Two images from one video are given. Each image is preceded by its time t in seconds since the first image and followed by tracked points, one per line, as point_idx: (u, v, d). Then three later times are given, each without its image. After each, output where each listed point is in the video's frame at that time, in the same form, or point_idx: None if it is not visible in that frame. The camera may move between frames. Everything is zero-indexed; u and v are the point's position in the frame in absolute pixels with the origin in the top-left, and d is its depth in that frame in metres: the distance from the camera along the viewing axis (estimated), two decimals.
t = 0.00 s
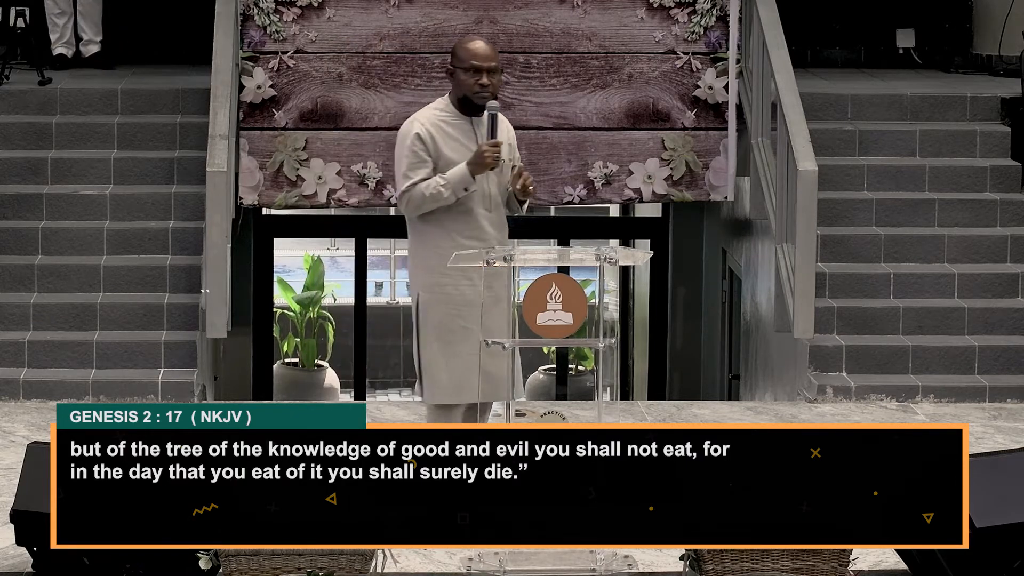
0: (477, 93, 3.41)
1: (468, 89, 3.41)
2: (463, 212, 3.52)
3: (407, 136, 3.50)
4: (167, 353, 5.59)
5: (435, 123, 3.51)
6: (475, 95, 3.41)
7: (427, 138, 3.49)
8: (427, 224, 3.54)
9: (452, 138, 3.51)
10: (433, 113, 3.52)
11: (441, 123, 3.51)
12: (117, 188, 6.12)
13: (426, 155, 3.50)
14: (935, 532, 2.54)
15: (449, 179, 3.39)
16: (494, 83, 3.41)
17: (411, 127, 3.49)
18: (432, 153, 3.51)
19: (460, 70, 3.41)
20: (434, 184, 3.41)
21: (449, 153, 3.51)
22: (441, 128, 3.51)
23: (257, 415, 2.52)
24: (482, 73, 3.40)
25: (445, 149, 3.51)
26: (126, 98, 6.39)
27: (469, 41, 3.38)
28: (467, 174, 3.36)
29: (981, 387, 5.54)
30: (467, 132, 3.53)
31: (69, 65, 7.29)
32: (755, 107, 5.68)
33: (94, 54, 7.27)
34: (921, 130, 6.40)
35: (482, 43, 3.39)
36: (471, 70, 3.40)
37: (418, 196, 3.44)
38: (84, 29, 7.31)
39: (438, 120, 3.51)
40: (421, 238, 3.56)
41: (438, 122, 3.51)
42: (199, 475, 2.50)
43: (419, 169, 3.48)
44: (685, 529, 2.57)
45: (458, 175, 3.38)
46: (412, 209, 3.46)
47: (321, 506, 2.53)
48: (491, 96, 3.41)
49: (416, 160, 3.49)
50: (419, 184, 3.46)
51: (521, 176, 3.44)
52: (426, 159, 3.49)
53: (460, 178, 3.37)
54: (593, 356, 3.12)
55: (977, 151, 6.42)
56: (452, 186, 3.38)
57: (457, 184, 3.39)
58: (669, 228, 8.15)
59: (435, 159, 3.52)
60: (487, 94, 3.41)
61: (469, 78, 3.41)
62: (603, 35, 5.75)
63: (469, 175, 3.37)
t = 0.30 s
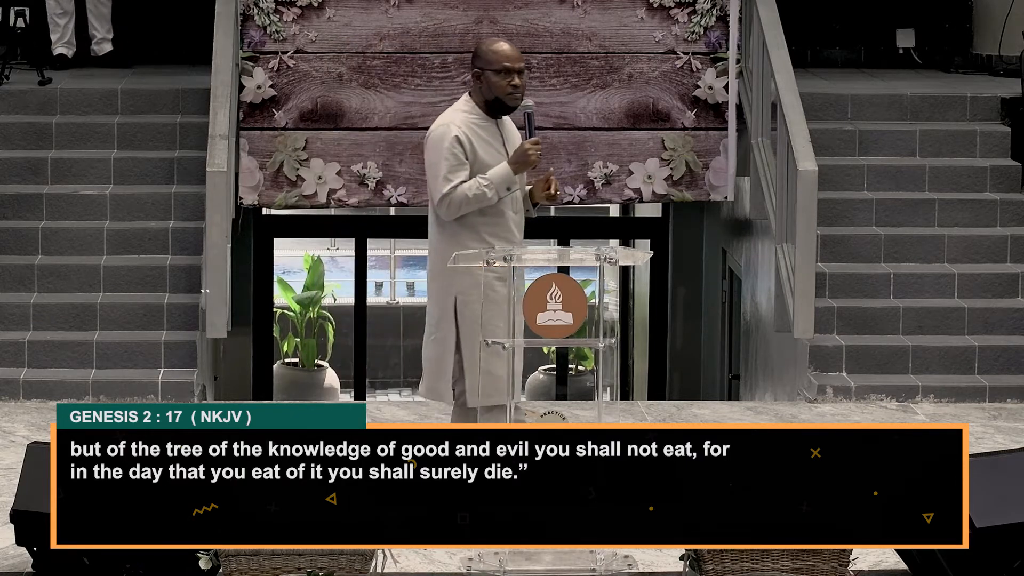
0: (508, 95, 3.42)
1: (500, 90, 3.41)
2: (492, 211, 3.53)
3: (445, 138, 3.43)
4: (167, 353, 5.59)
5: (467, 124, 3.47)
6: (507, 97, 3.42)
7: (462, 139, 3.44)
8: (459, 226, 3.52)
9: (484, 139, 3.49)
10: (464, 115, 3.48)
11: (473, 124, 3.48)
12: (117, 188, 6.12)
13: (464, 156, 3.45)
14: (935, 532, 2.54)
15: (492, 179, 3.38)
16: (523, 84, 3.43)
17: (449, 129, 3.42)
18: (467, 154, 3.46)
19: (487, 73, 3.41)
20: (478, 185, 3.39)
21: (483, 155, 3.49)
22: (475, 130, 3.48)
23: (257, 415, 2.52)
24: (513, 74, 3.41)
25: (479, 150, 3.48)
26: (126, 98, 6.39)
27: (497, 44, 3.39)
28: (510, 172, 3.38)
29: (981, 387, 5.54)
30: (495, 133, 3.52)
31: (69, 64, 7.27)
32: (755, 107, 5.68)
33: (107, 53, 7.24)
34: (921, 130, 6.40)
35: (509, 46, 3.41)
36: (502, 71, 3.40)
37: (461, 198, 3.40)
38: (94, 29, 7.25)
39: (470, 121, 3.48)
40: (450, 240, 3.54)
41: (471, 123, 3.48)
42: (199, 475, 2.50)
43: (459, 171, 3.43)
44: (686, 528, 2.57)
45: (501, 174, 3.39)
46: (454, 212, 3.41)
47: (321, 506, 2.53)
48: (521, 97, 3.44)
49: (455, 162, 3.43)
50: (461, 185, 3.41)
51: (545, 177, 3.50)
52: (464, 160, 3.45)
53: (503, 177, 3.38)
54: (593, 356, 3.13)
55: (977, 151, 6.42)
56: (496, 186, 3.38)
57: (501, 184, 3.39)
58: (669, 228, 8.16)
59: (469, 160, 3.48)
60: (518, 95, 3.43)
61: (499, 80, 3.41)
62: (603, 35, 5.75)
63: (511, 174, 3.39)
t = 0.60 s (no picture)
0: (534, 95, 3.27)
1: (525, 91, 3.26)
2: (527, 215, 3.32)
3: (476, 143, 3.25)
4: (167, 353, 5.59)
5: (497, 129, 3.30)
6: (533, 98, 3.27)
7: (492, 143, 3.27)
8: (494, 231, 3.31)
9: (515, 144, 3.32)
10: (492, 119, 3.31)
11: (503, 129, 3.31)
12: (117, 188, 6.12)
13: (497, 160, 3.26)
14: (935, 532, 2.54)
15: (526, 178, 3.17)
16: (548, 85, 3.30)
17: (479, 134, 3.24)
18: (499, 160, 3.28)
19: (510, 76, 3.27)
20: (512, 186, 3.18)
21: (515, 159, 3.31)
22: (506, 134, 3.31)
23: (257, 415, 2.51)
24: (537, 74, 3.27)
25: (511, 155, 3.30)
26: (126, 98, 6.39)
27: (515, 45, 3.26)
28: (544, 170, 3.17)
29: (981, 387, 5.54)
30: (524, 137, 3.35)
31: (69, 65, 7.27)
32: (755, 107, 5.68)
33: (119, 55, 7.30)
34: (921, 130, 6.40)
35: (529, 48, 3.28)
36: (526, 72, 3.26)
37: (496, 201, 3.20)
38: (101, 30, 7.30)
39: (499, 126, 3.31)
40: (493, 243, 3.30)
41: (500, 128, 3.31)
42: (199, 475, 2.50)
43: (492, 176, 3.25)
44: (686, 529, 2.57)
45: (535, 173, 3.18)
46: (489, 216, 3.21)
47: (321, 507, 2.53)
48: (547, 97, 3.29)
49: (488, 167, 3.25)
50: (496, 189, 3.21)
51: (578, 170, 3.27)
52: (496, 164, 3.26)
53: (538, 176, 3.17)
54: (593, 356, 3.12)
55: (977, 151, 6.42)
56: (531, 185, 3.17)
57: (536, 183, 3.18)
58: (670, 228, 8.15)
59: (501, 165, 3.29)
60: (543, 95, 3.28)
61: (524, 81, 3.27)
62: (603, 35, 5.74)
63: (546, 173, 3.18)
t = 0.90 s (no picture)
0: (572, 94, 3.31)
1: (563, 90, 3.31)
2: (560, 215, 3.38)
3: (515, 141, 3.29)
4: (167, 353, 5.59)
5: (535, 127, 3.34)
6: (571, 96, 3.31)
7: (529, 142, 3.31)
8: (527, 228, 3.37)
9: (552, 143, 3.37)
10: (530, 118, 3.35)
11: (540, 127, 3.35)
12: (117, 188, 6.12)
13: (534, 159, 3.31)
14: (935, 531, 2.54)
15: (563, 178, 3.23)
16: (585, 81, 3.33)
17: (518, 133, 3.29)
18: (536, 158, 3.33)
19: (549, 73, 3.30)
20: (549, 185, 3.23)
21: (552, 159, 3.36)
22: (543, 133, 3.35)
23: (257, 415, 2.51)
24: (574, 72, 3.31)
25: (547, 153, 3.35)
26: (126, 98, 6.39)
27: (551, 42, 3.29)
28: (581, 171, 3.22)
29: (981, 387, 5.54)
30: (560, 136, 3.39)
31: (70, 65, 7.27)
32: (755, 107, 5.69)
33: (120, 55, 7.30)
34: (921, 130, 6.40)
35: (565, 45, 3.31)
36: (562, 70, 3.30)
37: (532, 200, 3.25)
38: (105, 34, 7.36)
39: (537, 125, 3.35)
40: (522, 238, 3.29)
41: (538, 126, 3.35)
42: (199, 475, 2.50)
43: (529, 175, 3.30)
44: (686, 529, 2.57)
45: (572, 174, 3.23)
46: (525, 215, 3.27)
47: (321, 507, 2.53)
48: (585, 94, 3.33)
49: (525, 165, 3.30)
50: (532, 188, 3.26)
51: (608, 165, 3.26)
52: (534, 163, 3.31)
53: (574, 176, 3.22)
54: (593, 356, 3.13)
55: (977, 151, 6.42)
56: (568, 186, 3.23)
57: (572, 183, 3.23)
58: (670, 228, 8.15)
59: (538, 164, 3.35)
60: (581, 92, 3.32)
61: (561, 79, 3.31)
62: (603, 35, 5.74)
63: (582, 174, 3.24)
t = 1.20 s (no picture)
0: (604, 97, 3.25)
1: (594, 93, 3.24)
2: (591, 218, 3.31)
3: (547, 144, 3.22)
4: (167, 353, 5.59)
5: (566, 130, 3.27)
6: (602, 100, 3.25)
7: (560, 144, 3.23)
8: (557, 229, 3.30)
9: (582, 145, 3.30)
10: (561, 120, 3.28)
11: (570, 129, 3.27)
12: (117, 188, 6.12)
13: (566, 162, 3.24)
14: (935, 532, 2.54)
15: (596, 183, 3.16)
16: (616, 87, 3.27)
17: (550, 136, 3.21)
18: (568, 162, 3.26)
19: (583, 76, 3.24)
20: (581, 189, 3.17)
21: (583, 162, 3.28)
22: (574, 135, 3.28)
23: (256, 415, 2.50)
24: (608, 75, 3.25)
25: (578, 156, 3.28)
26: (126, 98, 6.39)
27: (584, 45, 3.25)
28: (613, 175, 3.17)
29: (981, 387, 5.54)
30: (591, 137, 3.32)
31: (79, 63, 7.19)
32: (755, 107, 5.69)
33: (120, 54, 7.30)
34: (921, 130, 6.40)
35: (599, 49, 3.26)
36: (596, 72, 3.24)
37: (565, 205, 3.18)
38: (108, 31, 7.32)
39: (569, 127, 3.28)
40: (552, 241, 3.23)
41: (569, 129, 3.27)
42: (199, 475, 2.50)
43: (561, 178, 3.22)
44: (685, 529, 2.57)
45: (604, 179, 3.17)
46: (557, 220, 3.20)
47: (321, 507, 2.53)
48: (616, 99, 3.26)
49: (558, 170, 3.22)
50: (564, 192, 3.19)
51: (635, 175, 3.26)
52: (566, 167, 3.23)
53: (606, 181, 3.17)
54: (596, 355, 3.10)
55: (977, 151, 6.42)
56: (601, 191, 3.17)
57: (605, 188, 3.17)
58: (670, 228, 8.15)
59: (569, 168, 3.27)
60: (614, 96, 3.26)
61: (593, 82, 3.25)
62: (603, 35, 5.74)
63: (615, 178, 3.18)
